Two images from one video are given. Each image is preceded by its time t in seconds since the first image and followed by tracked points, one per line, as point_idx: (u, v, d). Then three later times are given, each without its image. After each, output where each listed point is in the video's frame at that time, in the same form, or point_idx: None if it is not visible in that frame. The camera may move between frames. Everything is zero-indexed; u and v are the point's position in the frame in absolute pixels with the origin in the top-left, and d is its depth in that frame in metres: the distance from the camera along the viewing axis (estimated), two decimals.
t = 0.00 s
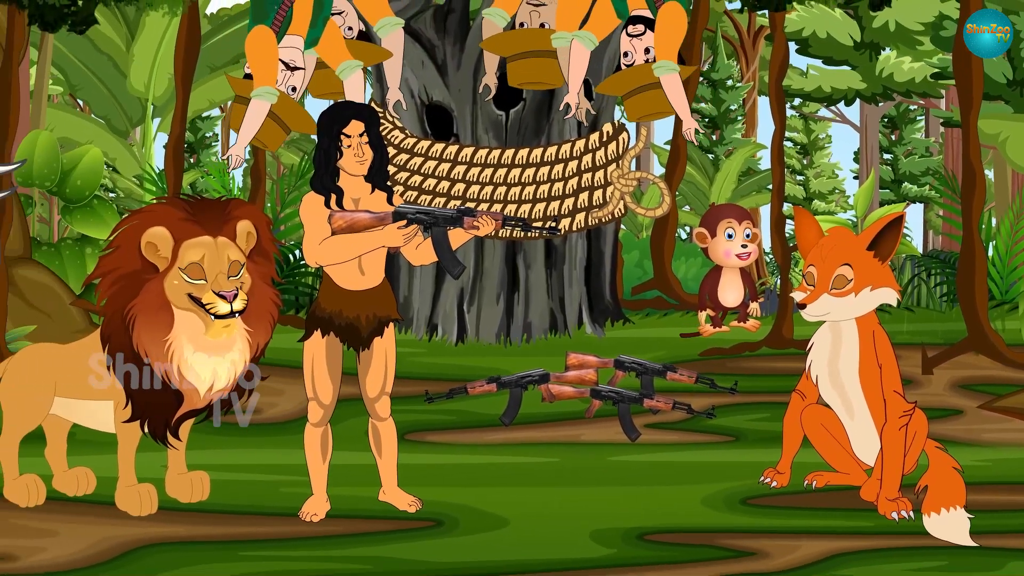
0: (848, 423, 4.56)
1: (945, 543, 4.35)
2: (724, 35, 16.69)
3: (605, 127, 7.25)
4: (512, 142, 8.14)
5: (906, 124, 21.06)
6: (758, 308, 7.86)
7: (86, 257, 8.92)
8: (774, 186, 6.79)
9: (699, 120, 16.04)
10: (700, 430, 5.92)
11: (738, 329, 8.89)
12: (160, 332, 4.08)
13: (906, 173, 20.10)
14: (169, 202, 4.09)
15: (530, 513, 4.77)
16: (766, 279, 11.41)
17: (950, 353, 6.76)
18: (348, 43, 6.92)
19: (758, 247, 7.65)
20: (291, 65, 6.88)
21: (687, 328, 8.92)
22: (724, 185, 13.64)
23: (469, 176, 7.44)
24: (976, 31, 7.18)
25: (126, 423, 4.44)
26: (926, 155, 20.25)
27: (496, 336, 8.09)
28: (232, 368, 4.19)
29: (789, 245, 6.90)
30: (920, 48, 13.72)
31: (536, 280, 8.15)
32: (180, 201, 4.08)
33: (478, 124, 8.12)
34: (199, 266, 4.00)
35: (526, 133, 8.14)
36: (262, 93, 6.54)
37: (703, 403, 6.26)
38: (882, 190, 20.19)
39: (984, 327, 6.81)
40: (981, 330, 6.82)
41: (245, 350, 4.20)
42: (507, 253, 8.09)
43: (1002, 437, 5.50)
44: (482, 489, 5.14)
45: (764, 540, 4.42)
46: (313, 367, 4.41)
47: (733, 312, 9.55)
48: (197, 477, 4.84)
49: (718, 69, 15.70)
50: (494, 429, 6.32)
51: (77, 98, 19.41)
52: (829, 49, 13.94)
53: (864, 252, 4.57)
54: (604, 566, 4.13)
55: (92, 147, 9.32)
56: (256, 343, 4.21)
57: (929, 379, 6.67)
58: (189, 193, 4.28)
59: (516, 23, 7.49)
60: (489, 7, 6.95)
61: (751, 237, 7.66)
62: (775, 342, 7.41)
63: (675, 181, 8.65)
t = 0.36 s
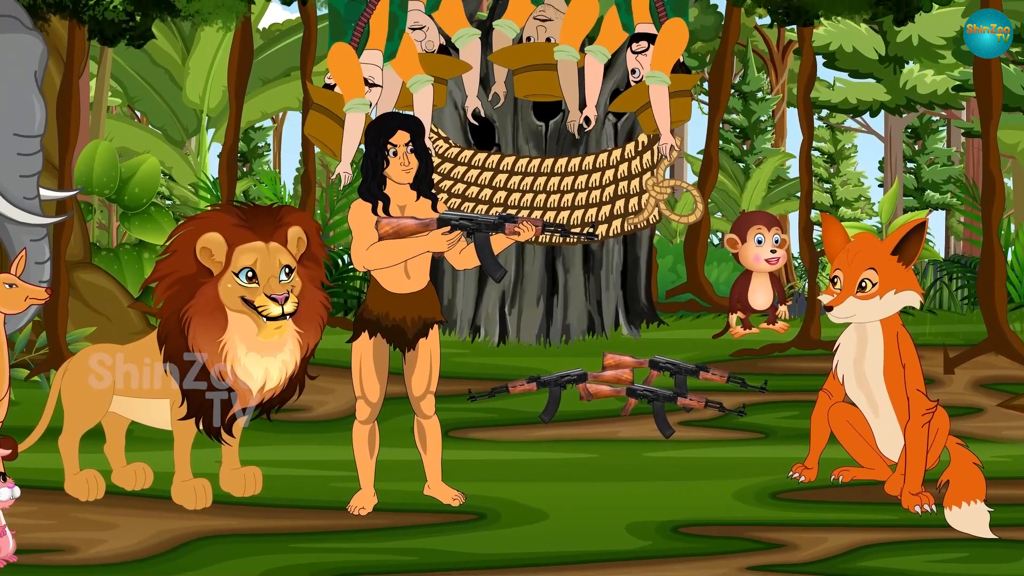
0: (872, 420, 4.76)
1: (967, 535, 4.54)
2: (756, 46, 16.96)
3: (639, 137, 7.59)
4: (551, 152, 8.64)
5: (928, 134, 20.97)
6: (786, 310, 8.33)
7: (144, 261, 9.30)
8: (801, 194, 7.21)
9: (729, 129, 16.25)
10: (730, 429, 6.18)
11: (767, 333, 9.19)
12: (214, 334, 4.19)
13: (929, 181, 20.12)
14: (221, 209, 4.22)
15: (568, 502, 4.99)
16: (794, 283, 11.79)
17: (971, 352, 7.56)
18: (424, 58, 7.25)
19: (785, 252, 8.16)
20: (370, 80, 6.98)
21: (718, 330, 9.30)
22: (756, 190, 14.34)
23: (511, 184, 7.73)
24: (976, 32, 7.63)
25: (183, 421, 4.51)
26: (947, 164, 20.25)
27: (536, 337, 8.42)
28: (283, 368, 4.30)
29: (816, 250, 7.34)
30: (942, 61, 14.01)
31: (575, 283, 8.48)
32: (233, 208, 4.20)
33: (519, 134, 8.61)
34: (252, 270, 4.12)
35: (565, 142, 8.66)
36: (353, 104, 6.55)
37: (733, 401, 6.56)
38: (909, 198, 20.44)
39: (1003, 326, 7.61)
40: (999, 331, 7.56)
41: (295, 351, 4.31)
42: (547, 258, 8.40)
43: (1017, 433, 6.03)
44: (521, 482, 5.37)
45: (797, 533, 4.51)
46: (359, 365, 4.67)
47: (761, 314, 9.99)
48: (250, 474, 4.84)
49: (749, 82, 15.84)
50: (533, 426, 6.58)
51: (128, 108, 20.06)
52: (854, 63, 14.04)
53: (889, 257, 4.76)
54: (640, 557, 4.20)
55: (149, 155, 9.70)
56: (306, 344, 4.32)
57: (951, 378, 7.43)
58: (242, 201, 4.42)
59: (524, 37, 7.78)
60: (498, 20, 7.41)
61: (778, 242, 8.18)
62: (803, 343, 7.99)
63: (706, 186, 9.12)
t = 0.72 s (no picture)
0: (872, 420, 4.76)
1: (967, 535, 4.54)
2: (756, 47, 16.97)
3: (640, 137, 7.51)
4: (551, 152, 8.65)
5: (929, 134, 20.96)
6: (786, 310, 8.34)
7: (143, 262, 9.30)
8: (801, 194, 7.21)
9: (729, 129, 16.24)
10: (730, 429, 6.19)
11: (767, 334, 9.20)
12: (214, 334, 4.20)
13: (929, 181, 20.11)
14: (220, 210, 4.21)
15: (568, 501, 4.99)
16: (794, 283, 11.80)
17: (972, 353, 7.56)
18: (455, 58, 6.97)
19: (786, 252, 8.16)
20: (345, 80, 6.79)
21: (718, 331, 9.31)
22: (756, 190, 14.36)
23: (511, 184, 7.74)
24: (975, 32, 7.62)
25: (182, 421, 4.52)
26: (948, 164, 20.26)
27: (536, 337, 8.42)
28: (283, 369, 4.30)
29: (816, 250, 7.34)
30: (942, 61, 14.02)
31: (574, 283, 8.49)
32: (233, 209, 4.20)
33: (519, 135, 8.65)
34: (252, 271, 4.12)
35: (565, 142, 8.68)
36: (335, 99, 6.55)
37: (734, 401, 6.57)
38: (909, 198, 20.44)
39: (1004, 327, 7.61)
40: (999, 331, 7.56)
41: (295, 351, 4.31)
42: (547, 258, 8.41)
43: (1017, 433, 6.03)
44: (520, 481, 5.37)
45: (797, 532, 4.51)
46: (360, 365, 4.67)
47: (761, 314, 10.01)
48: (250, 473, 4.85)
49: (749, 82, 15.84)
50: (533, 426, 6.59)
51: (128, 108, 20.08)
52: (855, 63, 14.05)
53: (889, 257, 4.75)
54: (639, 557, 4.20)
55: (150, 155, 9.69)
56: (306, 344, 4.32)
57: (951, 379, 7.44)
58: (242, 202, 4.42)
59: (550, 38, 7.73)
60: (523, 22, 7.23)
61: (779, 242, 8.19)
62: (803, 343, 7.99)
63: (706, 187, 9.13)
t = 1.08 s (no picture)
0: (872, 420, 4.76)
1: (967, 535, 4.54)
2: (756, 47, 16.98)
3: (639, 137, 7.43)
4: (551, 152, 8.66)
5: (929, 134, 20.96)
6: (786, 310, 8.35)
7: (142, 262, 9.29)
8: (801, 194, 7.21)
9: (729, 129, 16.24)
10: (730, 429, 6.19)
11: (767, 334, 9.21)
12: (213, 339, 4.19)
13: (929, 181, 20.11)
14: (221, 215, 4.21)
15: (568, 501, 4.99)
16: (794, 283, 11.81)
17: (972, 352, 7.57)
18: (416, 58, 6.50)
19: (785, 252, 8.16)
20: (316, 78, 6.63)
21: (718, 331, 9.32)
22: (756, 191, 14.36)
23: (511, 184, 7.76)
24: (975, 32, 7.61)
25: (182, 425, 4.51)
26: (947, 164, 20.27)
27: (536, 337, 8.41)
28: (283, 375, 4.29)
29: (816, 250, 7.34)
30: (942, 61, 14.00)
31: (574, 283, 8.49)
32: (234, 215, 4.20)
33: (519, 134, 8.65)
34: (253, 276, 4.12)
35: (565, 142, 8.69)
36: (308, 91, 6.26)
37: (734, 401, 6.57)
38: (909, 198, 20.45)
39: (1004, 327, 7.61)
40: (999, 331, 7.56)
41: (294, 358, 4.30)
42: (547, 258, 8.41)
43: (1017, 433, 6.03)
44: (520, 481, 5.37)
45: (797, 532, 4.51)
46: (360, 365, 4.67)
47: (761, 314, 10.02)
48: (250, 473, 4.86)
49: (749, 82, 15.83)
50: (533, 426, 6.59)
51: (129, 108, 20.08)
52: (855, 63, 14.05)
53: (889, 257, 4.75)
54: (639, 557, 4.20)
55: (149, 155, 9.69)
56: (306, 351, 4.31)
57: (951, 379, 7.44)
58: (240, 204, 4.41)
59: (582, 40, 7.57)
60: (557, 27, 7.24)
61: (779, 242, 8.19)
62: (803, 343, 7.98)
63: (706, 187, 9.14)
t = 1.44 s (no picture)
0: (872, 420, 4.76)
1: (967, 536, 4.53)
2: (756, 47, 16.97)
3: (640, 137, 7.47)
4: (551, 152, 8.67)
5: (929, 134, 20.96)
6: (786, 310, 8.35)
7: (142, 262, 9.30)
8: (801, 194, 7.21)
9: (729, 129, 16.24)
10: (730, 429, 6.20)
11: (767, 334, 9.22)
12: (213, 333, 4.19)
13: (929, 181, 20.11)
14: (220, 209, 4.21)
15: (568, 501, 4.99)
16: (794, 284, 11.82)
17: (972, 352, 7.57)
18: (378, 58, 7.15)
19: (785, 252, 8.17)
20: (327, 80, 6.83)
21: (718, 331, 9.33)
22: (755, 191, 14.37)
23: (511, 184, 7.76)
24: (976, 32, 7.62)
25: (182, 421, 4.52)
26: (948, 164, 20.27)
27: (536, 337, 8.42)
28: (283, 368, 4.30)
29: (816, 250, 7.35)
30: (942, 61, 14.00)
31: (574, 283, 8.49)
32: (232, 208, 4.20)
33: (519, 134, 8.65)
34: (252, 270, 4.12)
35: (565, 142, 8.70)
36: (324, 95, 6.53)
37: (734, 401, 6.57)
38: (909, 198, 20.45)
39: (1004, 327, 7.61)
40: (999, 331, 7.56)
41: (295, 351, 4.31)
42: (547, 258, 8.41)
43: (1017, 433, 6.03)
44: (520, 481, 5.37)
45: (797, 533, 4.51)
46: (360, 365, 4.67)
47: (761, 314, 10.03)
48: (250, 473, 4.86)
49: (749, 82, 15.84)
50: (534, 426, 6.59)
51: (129, 108, 20.07)
52: (855, 63, 14.06)
53: (889, 256, 4.75)
54: (639, 557, 4.20)
55: (150, 155, 9.69)
56: (306, 344, 4.31)
57: (951, 379, 7.44)
58: (241, 202, 4.42)
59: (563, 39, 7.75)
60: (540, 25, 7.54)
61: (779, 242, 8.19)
62: (803, 343, 7.98)
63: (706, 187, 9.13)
